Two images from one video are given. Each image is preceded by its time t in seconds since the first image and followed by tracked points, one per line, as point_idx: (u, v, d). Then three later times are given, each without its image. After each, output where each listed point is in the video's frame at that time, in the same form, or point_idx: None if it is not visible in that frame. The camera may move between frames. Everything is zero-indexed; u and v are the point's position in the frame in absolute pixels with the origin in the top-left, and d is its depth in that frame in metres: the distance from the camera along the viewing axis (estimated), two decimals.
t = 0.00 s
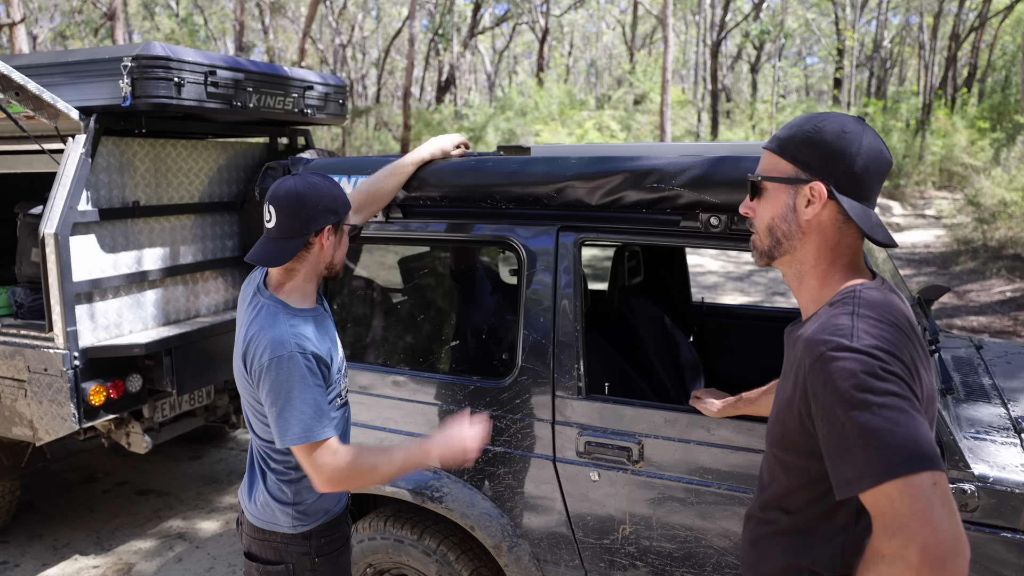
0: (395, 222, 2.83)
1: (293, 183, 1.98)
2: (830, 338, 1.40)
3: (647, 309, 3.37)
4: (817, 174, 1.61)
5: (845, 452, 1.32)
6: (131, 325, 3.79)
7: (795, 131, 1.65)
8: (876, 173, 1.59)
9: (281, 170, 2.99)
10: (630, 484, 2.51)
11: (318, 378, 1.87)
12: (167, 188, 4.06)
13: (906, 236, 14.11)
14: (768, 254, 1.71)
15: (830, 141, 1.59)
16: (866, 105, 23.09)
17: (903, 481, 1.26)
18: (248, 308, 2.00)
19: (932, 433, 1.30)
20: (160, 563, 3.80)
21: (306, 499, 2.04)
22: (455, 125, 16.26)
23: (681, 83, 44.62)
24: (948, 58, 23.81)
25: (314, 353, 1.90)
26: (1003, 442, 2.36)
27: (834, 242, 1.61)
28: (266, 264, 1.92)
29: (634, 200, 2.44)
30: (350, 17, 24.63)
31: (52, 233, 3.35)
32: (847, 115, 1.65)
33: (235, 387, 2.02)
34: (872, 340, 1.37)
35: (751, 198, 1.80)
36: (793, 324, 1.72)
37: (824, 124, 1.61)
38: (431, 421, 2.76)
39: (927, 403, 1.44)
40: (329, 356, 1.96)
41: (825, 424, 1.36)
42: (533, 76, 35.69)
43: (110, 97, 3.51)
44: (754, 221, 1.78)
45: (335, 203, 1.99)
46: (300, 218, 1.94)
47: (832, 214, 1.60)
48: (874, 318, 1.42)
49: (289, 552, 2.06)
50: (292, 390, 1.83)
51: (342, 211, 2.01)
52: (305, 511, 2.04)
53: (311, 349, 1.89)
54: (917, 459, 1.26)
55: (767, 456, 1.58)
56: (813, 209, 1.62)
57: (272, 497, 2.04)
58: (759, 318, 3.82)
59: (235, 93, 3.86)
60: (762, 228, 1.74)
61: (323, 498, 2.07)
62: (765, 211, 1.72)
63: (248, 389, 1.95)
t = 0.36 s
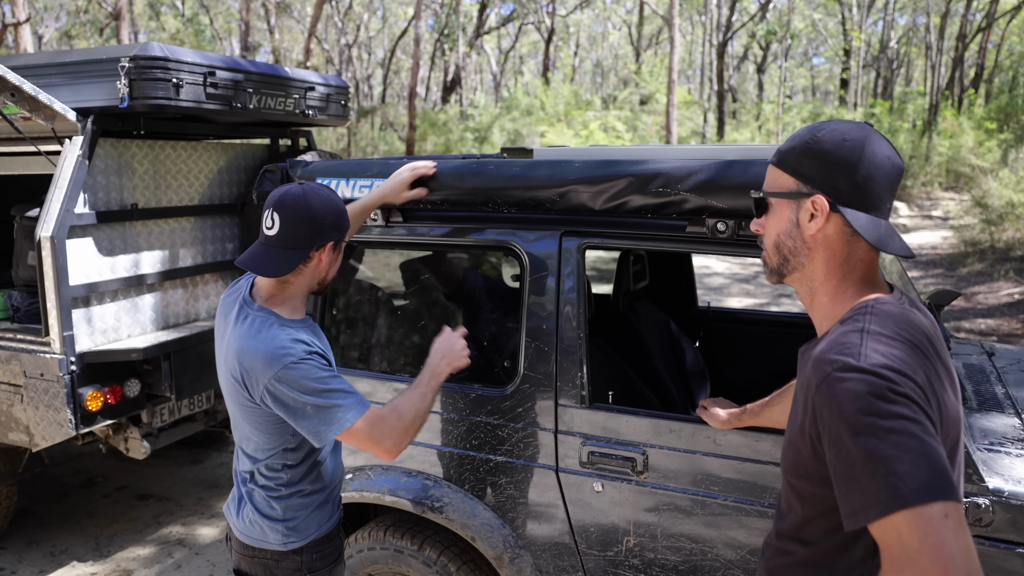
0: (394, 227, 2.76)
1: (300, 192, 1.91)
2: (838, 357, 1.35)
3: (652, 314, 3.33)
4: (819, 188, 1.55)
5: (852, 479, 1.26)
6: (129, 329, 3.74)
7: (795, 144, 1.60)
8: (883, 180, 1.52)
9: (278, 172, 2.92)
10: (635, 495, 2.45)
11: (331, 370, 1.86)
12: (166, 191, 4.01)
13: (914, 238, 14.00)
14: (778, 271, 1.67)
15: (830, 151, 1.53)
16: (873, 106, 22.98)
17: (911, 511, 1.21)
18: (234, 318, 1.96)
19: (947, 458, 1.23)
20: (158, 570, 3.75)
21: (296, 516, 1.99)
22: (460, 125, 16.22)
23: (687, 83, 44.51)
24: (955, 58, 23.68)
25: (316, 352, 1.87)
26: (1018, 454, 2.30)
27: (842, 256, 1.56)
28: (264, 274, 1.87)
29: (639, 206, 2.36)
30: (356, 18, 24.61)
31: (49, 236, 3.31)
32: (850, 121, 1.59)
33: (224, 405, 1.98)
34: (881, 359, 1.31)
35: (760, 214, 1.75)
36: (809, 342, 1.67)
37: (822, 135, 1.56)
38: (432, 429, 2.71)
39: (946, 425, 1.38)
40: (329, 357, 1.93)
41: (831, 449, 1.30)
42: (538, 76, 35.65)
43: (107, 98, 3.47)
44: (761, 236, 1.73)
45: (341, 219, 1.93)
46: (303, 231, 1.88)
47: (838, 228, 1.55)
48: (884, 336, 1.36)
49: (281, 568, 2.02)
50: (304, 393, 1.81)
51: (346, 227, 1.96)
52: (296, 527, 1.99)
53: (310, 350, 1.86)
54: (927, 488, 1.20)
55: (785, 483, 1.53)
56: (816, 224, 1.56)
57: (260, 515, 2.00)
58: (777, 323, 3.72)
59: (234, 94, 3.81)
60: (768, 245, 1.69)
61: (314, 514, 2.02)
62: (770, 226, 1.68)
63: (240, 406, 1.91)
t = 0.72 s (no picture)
0: (388, 233, 2.68)
1: (294, 209, 1.89)
2: (861, 387, 1.34)
3: (651, 320, 3.26)
4: (830, 202, 1.52)
5: (879, 519, 1.25)
6: (121, 335, 3.70)
7: (803, 156, 1.56)
8: (898, 193, 1.48)
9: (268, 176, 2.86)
10: (631, 508, 2.39)
11: (299, 379, 1.85)
12: (159, 194, 3.97)
13: (919, 239, 13.89)
14: (785, 288, 1.64)
15: (842, 163, 1.50)
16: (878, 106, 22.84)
17: (946, 556, 1.19)
18: (210, 335, 1.97)
19: (980, 497, 1.22)
20: None
21: (275, 533, 2.00)
22: (463, 125, 16.16)
23: (691, 83, 44.35)
24: (960, 57, 23.54)
25: (283, 361, 1.87)
26: None
27: (856, 274, 1.53)
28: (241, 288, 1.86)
29: (636, 212, 2.31)
30: (359, 17, 24.56)
31: (38, 240, 3.26)
32: (859, 126, 1.55)
33: (204, 428, 2.01)
34: (908, 390, 1.30)
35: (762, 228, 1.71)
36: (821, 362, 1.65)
37: (833, 144, 1.51)
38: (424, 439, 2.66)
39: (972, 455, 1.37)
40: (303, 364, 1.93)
41: (855, 486, 1.29)
42: (542, 76, 35.56)
43: (98, 100, 3.42)
44: (767, 251, 1.70)
45: (330, 246, 1.89)
46: (286, 250, 1.86)
47: (851, 244, 1.51)
48: (909, 365, 1.36)
49: None
50: (273, 407, 1.81)
51: (336, 256, 1.92)
52: (275, 544, 2.00)
53: (277, 360, 1.86)
54: (962, 532, 1.19)
55: (791, 512, 1.58)
56: (828, 240, 1.53)
57: (240, 531, 2.02)
58: (765, 329, 3.71)
59: (227, 95, 3.76)
60: (775, 261, 1.66)
61: (294, 531, 2.03)
62: (776, 241, 1.65)
63: (216, 427, 1.93)
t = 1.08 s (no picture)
0: (379, 234, 2.65)
1: (265, 210, 1.87)
2: (871, 407, 1.35)
3: (649, 322, 3.20)
4: (834, 207, 1.49)
5: (892, 545, 1.27)
6: (113, 337, 3.67)
7: (806, 156, 1.52)
8: (906, 196, 1.45)
9: (258, 177, 2.81)
10: (626, 517, 2.35)
11: (286, 396, 1.82)
12: (152, 195, 3.94)
13: (923, 239, 13.79)
14: (786, 296, 1.60)
15: (848, 165, 1.45)
16: (883, 105, 22.73)
17: None
18: (187, 348, 1.91)
19: (996, 520, 1.24)
20: None
21: (261, 549, 1.97)
22: (465, 125, 16.10)
23: (696, 83, 44.26)
24: (966, 57, 23.41)
25: (268, 377, 1.83)
26: None
27: (861, 282, 1.49)
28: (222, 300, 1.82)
29: (630, 214, 2.26)
30: (361, 17, 24.53)
31: (29, 242, 3.23)
32: (860, 125, 1.51)
33: (184, 444, 1.96)
34: (922, 411, 1.31)
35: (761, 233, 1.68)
36: (823, 372, 1.63)
37: (839, 145, 1.47)
38: (415, 445, 2.62)
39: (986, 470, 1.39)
40: (286, 378, 1.90)
41: (865, 510, 1.31)
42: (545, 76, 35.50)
43: (89, 100, 3.38)
44: (767, 256, 1.66)
45: (304, 245, 1.89)
46: (265, 254, 1.84)
47: (855, 251, 1.48)
48: (920, 382, 1.36)
49: None
50: (262, 425, 1.78)
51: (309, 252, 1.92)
52: (262, 561, 1.97)
53: (263, 376, 1.82)
54: (979, 559, 1.21)
55: (791, 529, 1.57)
56: (832, 246, 1.50)
57: (227, 549, 1.99)
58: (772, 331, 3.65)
59: (221, 95, 3.73)
60: (777, 267, 1.63)
61: (280, 547, 2.00)
62: (778, 247, 1.61)
63: (199, 444, 1.88)
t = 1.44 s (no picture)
0: (372, 232, 2.64)
1: (220, 203, 1.91)
2: (863, 408, 1.31)
3: (647, 321, 3.18)
4: (829, 203, 1.44)
5: (885, 552, 1.24)
6: (111, 335, 3.67)
7: (800, 148, 1.47)
8: (904, 192, 1.40)
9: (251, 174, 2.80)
10: (620, 517, 2.33)
11: (265, 391, 1.86)
12: (151, 193, 3.95)
13: (931, 238, 13.69)
14: (777, 292, 1.56)
15: (844, 159, 1.40)
16: (892, 103, 22.60)
17: None
18: (170, 348, 1.95)
19: (992, 524, 1.22)
20: None
21: (248, 541, 1.99)
22: (470, 124, 16.09)
23: (704, 81, 44.11)
24: (977, 55, 23.23)
25: (248, 373, 1.88)
26: None
27: (854, 280, 1.45)
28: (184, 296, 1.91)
29: (623, 210, 2.20)
30: (368, 16, 24.54)
31: (26, 240, 3.24)
32: (858, 116, 1.46)
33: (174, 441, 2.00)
34: (917, 413, 1.27)
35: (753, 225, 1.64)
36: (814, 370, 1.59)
37: (834, 138, 1.42)
38: (409, 444, 2.60)
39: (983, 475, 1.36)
40: (266, 375, 1.95)
41: (858, 514, 1.28)
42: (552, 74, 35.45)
43: (86, 98, 3.39)
44: (758, 251, 1.62)
45: (260, 236, 1.91)
46: (219, 248, 1.89)
47: (848, 249, 1.44)
48: (916, 382, 1.32)
49: None
50: (243, 420, 1.82)
51: (271, 244, 1.94)
52: (248, 553, 1.99)
53: (242, 372, 1.87)
54: (975, 567, 1.18)
55: (781, 533, 1.51)
56: (825, 243, 1.46)
57: (215, 541, 2.02)
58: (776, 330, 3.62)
59: (218, 93, 3.72)
60: (766, 262, 1.59)
61: (267, 539, 2.00)
62: (769, 241, 1.57)
63: (186, 440, 1.92)
